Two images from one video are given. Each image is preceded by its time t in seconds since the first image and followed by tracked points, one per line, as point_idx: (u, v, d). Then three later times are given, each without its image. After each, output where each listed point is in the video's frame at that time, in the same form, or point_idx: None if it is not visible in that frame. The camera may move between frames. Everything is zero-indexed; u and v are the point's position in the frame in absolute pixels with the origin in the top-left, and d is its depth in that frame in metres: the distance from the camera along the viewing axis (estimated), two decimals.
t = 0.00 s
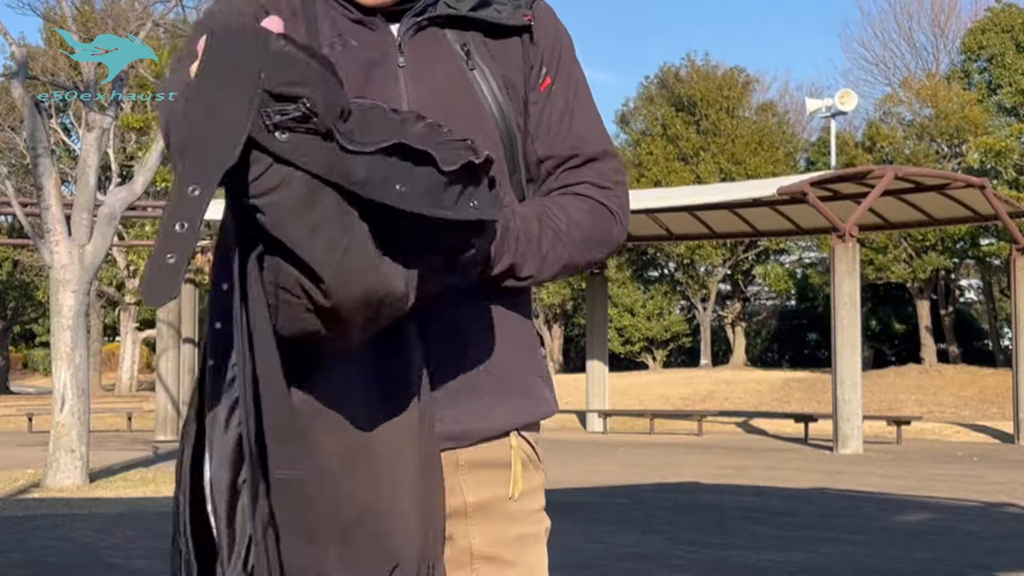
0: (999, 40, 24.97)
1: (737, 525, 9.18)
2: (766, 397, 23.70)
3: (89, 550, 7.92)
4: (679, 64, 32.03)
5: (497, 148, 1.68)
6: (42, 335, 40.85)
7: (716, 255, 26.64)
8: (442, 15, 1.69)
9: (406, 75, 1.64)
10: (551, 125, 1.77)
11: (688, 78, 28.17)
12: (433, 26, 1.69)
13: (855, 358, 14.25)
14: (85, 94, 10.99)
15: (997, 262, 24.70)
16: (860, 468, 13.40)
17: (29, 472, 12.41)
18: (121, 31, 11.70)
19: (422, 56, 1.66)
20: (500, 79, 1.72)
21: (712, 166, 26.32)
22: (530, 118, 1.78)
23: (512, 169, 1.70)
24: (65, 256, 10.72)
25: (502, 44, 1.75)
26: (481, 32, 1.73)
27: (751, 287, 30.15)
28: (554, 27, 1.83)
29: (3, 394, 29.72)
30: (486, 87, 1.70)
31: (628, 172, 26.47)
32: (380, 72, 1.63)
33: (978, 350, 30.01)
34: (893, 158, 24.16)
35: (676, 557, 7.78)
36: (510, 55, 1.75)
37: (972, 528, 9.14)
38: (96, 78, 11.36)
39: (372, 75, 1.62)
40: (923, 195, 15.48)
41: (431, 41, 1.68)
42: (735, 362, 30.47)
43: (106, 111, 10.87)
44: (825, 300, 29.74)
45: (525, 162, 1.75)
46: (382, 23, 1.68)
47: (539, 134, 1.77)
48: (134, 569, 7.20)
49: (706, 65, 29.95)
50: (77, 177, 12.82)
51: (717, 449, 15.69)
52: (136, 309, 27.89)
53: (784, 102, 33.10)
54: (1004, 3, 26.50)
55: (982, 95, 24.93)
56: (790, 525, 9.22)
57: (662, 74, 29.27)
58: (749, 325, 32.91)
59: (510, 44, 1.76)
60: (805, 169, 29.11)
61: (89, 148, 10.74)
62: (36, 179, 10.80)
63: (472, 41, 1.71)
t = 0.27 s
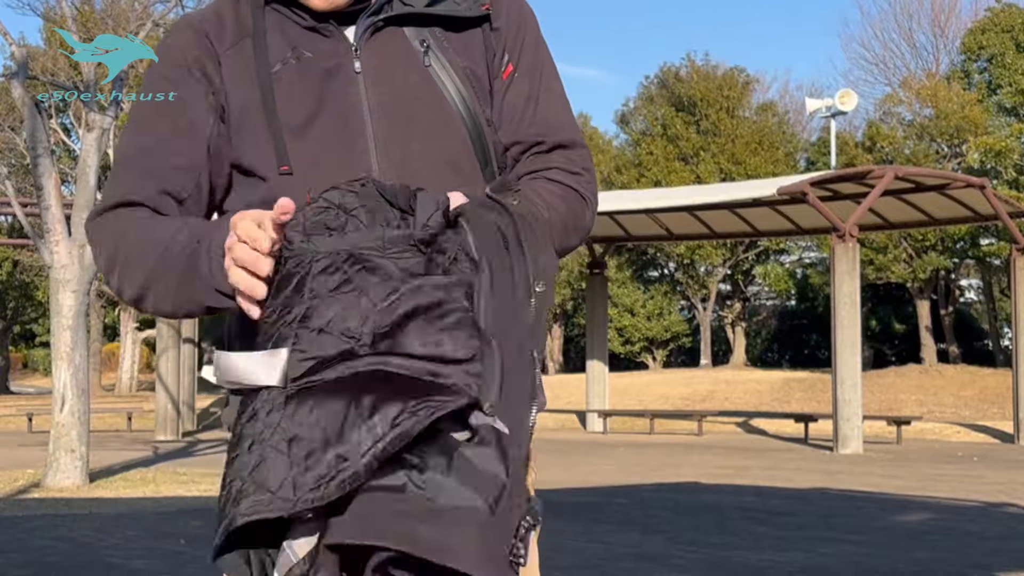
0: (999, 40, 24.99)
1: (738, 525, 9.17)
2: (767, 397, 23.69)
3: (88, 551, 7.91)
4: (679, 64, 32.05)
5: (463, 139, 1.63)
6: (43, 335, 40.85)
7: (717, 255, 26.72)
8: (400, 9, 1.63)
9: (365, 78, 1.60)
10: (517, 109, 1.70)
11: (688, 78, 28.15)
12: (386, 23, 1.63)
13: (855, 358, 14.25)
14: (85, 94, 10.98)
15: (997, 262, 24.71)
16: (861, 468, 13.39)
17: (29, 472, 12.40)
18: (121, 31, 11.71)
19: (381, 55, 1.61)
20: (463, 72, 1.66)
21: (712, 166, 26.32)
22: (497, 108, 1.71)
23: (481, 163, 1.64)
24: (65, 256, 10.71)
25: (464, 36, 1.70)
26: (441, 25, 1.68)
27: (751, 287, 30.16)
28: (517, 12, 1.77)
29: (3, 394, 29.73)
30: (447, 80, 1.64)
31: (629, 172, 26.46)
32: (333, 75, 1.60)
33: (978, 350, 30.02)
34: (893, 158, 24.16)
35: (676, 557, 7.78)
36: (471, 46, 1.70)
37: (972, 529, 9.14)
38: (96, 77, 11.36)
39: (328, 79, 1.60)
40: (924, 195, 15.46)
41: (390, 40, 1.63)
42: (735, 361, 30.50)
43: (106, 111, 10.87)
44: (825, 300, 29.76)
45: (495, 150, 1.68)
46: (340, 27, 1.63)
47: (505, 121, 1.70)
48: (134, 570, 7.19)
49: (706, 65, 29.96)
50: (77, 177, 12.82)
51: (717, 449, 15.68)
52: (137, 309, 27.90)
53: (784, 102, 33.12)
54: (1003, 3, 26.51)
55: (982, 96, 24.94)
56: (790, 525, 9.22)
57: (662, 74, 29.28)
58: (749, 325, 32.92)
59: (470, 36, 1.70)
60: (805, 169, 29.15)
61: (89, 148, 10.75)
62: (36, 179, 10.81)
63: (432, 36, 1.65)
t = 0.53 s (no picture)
0: (999, 40, 24.97)
1: (737, 525, 9.18)
2: (767, 398, 23.66)
3: (89, 550, 7.92)
4: (679, 64, 32.02)
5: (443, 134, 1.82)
6: (42, 336, 40.79)
7: (717, 255, 26.80)
8: (378, 9, 1.83)
9: (346, 82, 1.81)
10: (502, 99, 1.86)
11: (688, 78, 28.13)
12: (364, 24, 1.83)
13: (855, 358, 14.24)
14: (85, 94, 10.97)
15: (998, 262, 24.68)
16: (861, 468, 13.40)
17: (28, 473, 12.39)
18: (121, 31, 11.69)
19: (360, 59, 1.81)
20: (444, 70, 1.84)
21: (712, 166, 26.27)
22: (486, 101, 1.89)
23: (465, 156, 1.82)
24: (65, 256, 10.71)
25: (445, 33, 1.88)
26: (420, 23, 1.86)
27: (751, 287, 30.13)
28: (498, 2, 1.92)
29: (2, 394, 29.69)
30: (427, 80, 1.83)
31: (629, 171, 26.41)
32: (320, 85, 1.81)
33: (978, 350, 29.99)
34: (893, 158, 24.14)
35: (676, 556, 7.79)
36: (452, 42, 1.87)
37: (972, 528, 9.14)
38: (96, 77, 11.35)
39: (309, 85, 1.81)
40: (923, 195, 15.47)
41: (369, 41, 1.83)
42: (734, 362, 30.48)
43: (106, 111, 10.85)
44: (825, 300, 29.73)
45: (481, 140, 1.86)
46: (321, 32, 1.85)
47: (494, 115, 1.87)
48: (135, 569, 7.21)
49: (706, 65, 29.93)
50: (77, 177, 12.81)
51: (717, 449, 15.68)
52: (136, 309, 27.88)
53: (784, 102, 33.09)
54: (1004, 3, 26.48)
55: (982, 95, 24.92)
56: (790, 525, 9.22)
57: (662, 75, 29.26)
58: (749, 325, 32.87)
59: (451, 33, 1.88)
60: (805, 169, 29.17)
61: (89, 148, 10.73)
62: (36, 180, 10.82)
63: (412, 33, 1.84)
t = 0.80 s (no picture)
0: (999, 40, 24.97)
1: (737, 525, 9.18)
2: (767, 398, 23.66)
3: (89, 550, 7.91)
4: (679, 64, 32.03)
5: (475, 133, 1.77)
6: (42, 336, 40.77)
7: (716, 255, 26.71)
8: (416, 7, 1.77)
9: (381, 74, 1.73)
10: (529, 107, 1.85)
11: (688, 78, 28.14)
12: (401, 20, 1.76)
13: (855, 357, 14.23)
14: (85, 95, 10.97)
15: (998, 262, 24.68)
16: (861, 468, 13.39)
17: (28, 473, 12.38)
18: (121, 31, 11.70)
19: (396, 52, 1.74)
20: (476, 69, 1.80)
21: (712, 166, 26.25)
22: (518, 104, 1.85)
23: (492, 156, 1.78)
24: (65, 256, 10.72)
25: (476, 36, 1.83)
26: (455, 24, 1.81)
27: (750, 287, 30.15)
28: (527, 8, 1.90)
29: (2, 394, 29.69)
30: (461, 75, 1.78)
31: (629, 171, 26.41)
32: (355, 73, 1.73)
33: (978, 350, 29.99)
34: (894, 158, 24.15)
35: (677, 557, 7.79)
36: (484, 47, 1.83)
37: (972, 528, 9.15)
38: (96, 77, 11.34)
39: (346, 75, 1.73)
40: (923, 195, 15.47)
41: (405, 37, 1.76)
42: (734, 362, 30.49)
43: (106, 111, 10.85)
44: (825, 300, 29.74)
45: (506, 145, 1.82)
46: (355, 25, 1.76)
47: (530, 121, 1.84)
48: (135, 569, 7.21)
49: (706, 65, 29.95)
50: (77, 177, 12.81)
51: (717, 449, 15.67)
52: (136, 309, 27.89)
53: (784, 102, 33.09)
54: (1003, 3, 26.49)
55: (982, 95, 24.93)
56: (791, 525, 9.22)
57: (662, 75, 29.28)
58: (749, 325, 32.87)
59: (484, 36, 1.84)
60: (805, 169, 29.19)
61: (89, 148, 10.72)
62: (36, 180, 10.82)
63: (446, 33, 1.79)
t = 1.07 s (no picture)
0: (999, 40, 24.98)
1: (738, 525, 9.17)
2: (766, 398, 23.67)
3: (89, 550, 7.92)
4: (679, 64, 32.01)
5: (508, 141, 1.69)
6: (42, 335, 40.79)
7: (717, 255, 26.69)
8: (465, 10, 1.68)
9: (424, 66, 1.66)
10: (570, 134, 1.82)
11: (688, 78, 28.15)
12: (449, 19, 1.68)
13: (855, 357, 14.21)
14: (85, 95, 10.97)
15: (997, 262, 24.69)
16: (861, 468, 13.39)
17: (28, 473, 12.37)
18: (121, 31, 11.70)
19: (442, 48, 1.67)
20: (518, 77, 1.72)
21: (712, 166, 26.24)
22: (564, 129, 1.82)
23: (522, 170, 1.71)
24: (65, 256, 10.71)
25: (524, 48, 1.77)
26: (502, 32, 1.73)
27: (750, 287, 30.16)
28: (577, 35, 1.86)
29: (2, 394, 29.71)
30: (500, 75, 1.70)
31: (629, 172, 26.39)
32: (395, 58, 1.67)
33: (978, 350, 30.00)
34: (894, 158, 24.15)
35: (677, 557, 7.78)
36: (531, 62, 1.77)
37: (972, 528, 9.15)
38: (96, 78, 11.33)
39: (386, 62, 1.66)
40: (923, 195, 15.46)
41: (452, 36, 1.68)
42: (734, 362, 30.53)
43: (106, 111, 10.84)
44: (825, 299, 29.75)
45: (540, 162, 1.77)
46: (402, 16, 1.70)
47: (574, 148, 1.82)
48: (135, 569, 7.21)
49: (706, 65, 29.95)
50: (77, 176, 12.81)
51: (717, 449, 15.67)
52: (136, 309, 27.91)
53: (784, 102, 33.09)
54: (1003, 3, 26.49)
55: (982, 95, 24.93)
56: (791, 525, 9.22)
57: (662, 75, 29.29)
58: (749, 325, 32.87)
59: (534, 51, 1.78)
60: (805, 170, 29.22)
61: (89, 148, 10.71)
62: (36, 180, 10.83)
63: (493, 39, 1.71)
